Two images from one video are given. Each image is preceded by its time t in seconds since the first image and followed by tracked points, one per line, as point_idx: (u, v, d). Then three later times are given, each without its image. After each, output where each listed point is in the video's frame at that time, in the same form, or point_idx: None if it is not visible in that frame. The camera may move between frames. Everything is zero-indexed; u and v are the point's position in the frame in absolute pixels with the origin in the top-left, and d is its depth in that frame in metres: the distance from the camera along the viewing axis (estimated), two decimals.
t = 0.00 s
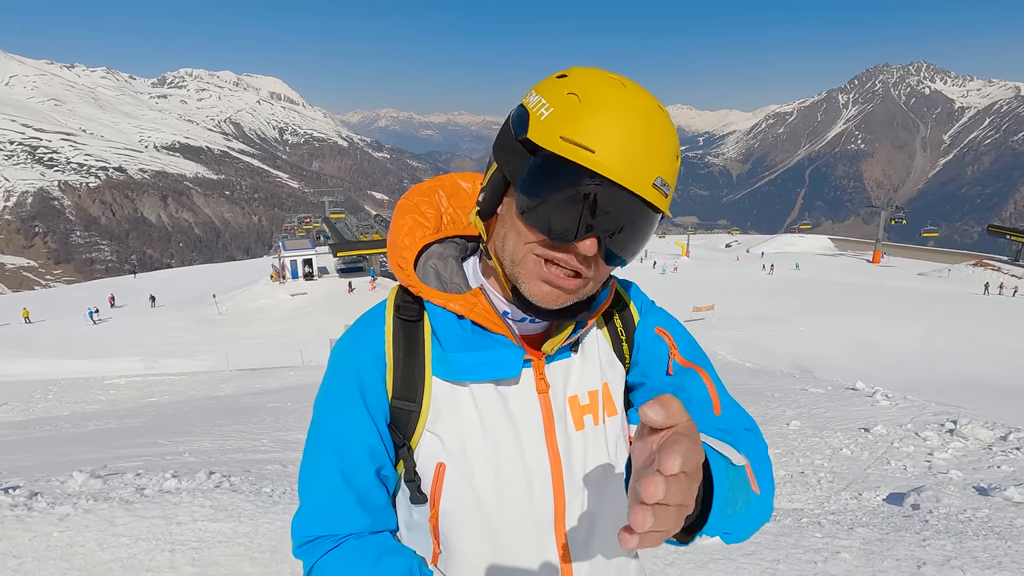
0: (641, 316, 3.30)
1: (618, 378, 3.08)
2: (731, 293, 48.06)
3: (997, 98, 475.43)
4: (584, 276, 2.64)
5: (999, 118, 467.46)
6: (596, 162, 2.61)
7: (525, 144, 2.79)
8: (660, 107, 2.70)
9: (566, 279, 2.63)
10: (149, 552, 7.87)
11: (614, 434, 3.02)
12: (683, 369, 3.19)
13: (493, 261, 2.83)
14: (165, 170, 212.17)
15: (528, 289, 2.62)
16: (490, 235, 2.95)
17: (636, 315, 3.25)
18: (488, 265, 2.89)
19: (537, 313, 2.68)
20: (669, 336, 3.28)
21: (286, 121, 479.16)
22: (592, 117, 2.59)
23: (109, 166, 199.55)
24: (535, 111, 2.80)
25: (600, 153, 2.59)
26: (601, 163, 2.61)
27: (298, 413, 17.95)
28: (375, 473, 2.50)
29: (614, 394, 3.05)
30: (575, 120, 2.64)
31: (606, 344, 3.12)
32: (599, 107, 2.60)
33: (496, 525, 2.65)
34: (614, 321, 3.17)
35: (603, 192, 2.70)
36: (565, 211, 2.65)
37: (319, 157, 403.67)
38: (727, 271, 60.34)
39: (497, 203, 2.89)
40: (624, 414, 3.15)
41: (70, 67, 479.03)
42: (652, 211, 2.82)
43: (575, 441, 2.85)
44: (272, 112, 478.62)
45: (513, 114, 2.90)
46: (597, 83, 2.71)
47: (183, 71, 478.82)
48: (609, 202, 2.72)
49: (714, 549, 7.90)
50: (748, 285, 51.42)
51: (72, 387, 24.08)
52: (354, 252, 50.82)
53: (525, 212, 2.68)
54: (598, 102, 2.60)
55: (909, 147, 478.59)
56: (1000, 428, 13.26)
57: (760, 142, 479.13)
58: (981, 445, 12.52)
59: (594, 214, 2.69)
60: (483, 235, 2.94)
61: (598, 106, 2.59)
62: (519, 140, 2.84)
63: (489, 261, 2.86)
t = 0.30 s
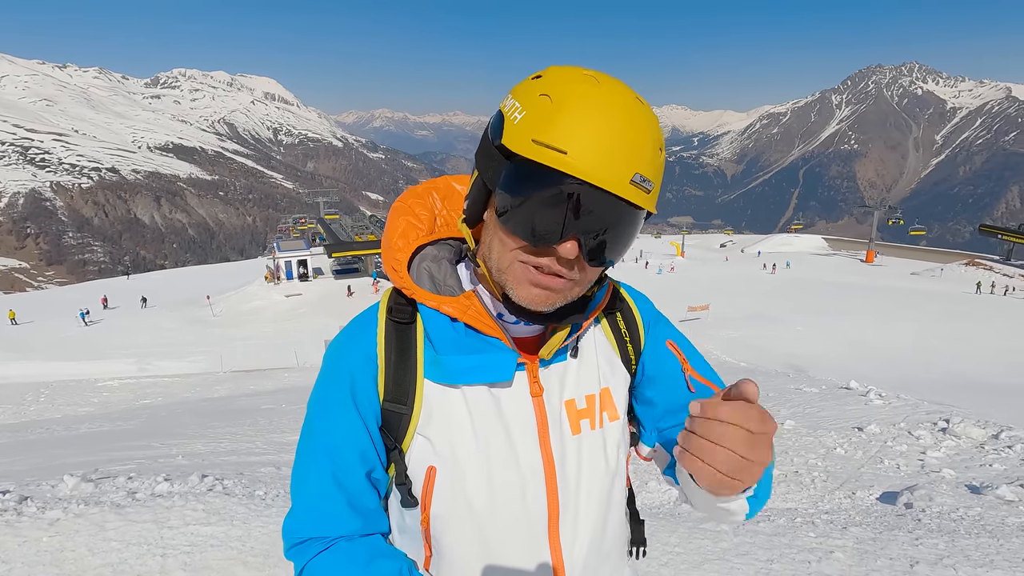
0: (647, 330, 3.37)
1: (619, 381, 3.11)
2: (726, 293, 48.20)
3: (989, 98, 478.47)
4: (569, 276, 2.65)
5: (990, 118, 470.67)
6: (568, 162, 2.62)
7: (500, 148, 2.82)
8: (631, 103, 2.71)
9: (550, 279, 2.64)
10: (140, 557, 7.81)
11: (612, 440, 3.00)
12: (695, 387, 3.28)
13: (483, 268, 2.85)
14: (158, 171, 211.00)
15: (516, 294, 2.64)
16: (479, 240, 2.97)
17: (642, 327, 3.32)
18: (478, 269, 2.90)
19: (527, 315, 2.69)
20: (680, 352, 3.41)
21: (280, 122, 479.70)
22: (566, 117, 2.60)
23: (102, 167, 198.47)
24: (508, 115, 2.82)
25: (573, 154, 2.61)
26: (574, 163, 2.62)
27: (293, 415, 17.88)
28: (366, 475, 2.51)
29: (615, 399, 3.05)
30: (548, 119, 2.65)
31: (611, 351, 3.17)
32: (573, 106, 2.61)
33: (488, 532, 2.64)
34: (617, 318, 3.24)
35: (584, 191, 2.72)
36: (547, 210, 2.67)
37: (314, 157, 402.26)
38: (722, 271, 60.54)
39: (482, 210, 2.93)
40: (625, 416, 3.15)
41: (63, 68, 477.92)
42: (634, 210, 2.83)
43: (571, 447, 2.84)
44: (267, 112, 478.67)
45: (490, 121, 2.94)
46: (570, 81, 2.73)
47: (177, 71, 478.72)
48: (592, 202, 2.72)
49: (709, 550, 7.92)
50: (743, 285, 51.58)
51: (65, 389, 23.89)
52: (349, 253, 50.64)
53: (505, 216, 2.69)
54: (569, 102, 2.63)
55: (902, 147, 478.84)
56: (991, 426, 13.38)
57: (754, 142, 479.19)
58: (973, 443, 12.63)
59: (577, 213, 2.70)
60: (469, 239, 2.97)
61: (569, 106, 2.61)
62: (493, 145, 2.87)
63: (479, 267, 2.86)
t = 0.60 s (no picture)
0: (655, 339, 3.43)
1: (631, 393, 3.13)
2: (721, 293, 48.36)
3: (980, 98, 478.52)
4: (576, 274, 2.65)
5: (981, 118, 474.13)
6: (561, 152, 2.63)
7: (497, 149, 2.83)
8: (623, 93, 2.73)
9: (555, 280, 2.64)
10: (135, 562, 7.75)
11: (619, 446, 3.00)
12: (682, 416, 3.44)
13: (488, 274, 2.84)
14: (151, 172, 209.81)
15: (521, 297, 2.62)
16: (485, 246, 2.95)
17: (651, 335, 3.39)
18: (484, 272, 2.88)
19: (537, 319, 2.67)
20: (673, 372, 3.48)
21: (275, 123, 480.01)
22: (562, 111, 2.61)
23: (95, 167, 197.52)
24: (503, 117, 2.83)
25: (569, 147, 2.61)
26: (569, 156, 2.63)
27: (288, 417, 17.81)
28: (373, 482, 2.50)
29: (627, 408, 3.06)
30: (541, 118, 2.66)
31: (620, 358, 3.21)
32: (568, 100, 2.63)
33: (493, 539, 2.63)
34: (628, 328, 3.33)
35: (586, 191, 2.74)
36: (549, 208, 2.67)
37: (308, 158, 401.23)
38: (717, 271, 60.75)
39: (484, 218, 2.95)
40: (636, 426, 3.17)
41: (55, 69, 479.22)
42: (635, 201, 2.85)
43: (579, 456, 2.84)
44: (261, 113, 478.87)
45: (488, 126, 2.95)
46: (562, 80, 2.73)
47: (171, 72, 478.95)
48: (592, 201, 2.74)
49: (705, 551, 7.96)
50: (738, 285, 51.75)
51: (57, 392, 23.69)
52: (344, 254, 50.48)
53: (506, 216, 2.68)
54: (562, 97, 2.64)
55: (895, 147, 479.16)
56: (984, 425, 13.50)
57: (748, 142, 479.17)
58: (967, 442, 12.72)
59: (579, 213, 2.71)
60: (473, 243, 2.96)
61: (564, 101, 2.62)
62: (490, 150, 2.89)
63: (484, 273, 2.85)
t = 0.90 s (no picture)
0: (651, 338, 3.44)
1: (629, 389, 3.14)
2: (717, 292, 48.49)
3: (974, 98, 478.86)
4: (577, 271, 2.66)
5: (975, 118, 476.90)
6: (567, 150, 2.64)
7: (501, 146, 2.83)
8: (627, 93, 2.73)
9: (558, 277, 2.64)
10: (130, 565, 7.71)
11: (617, 443, 3.01)
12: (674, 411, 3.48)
13: (489, 269, 2.84)
14: (146, 173, 209.06)
15: (524, 293, 2.61)
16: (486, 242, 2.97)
17: (648, 329, 3.41)
18: (485, 267, 2.88)
19: (537, 316, 2.67)
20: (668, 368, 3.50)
21: (270, 124, 480.73)
22: (567, 110, 2.62)
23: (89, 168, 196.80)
24: (506, 114, 2.83)
25: (574, 144, 2.62)
26: (575, 155, 2.64)
27: (285, 418, 17.76)
28: (371, 480, 2.49)
29: (624, 404, 3.07)
30: (547, 116, 2.67)
31: (619, 353, 3.23)
32: (574, 97, 2.62)
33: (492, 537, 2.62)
34: (626, 324, 3.36)
35: (588, 188, 2.75)
36: (552, 205, 2.67)
37: (304, 158, 400.26)
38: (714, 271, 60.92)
39: (486, 213, 2.96)
40: (635, 421, 3.20)
41: (49, 69, 479.04)
42: (636, 198, 2.85)
43: (577, 451, 2.84)
44: (256, 113, 478.93)
45: (490, 122, 2.94)
46: (567, 79, 2.73)
47: (166, 73, 478.87)
48: (594, 199, 2.75)
49: (702, 550, 7.96)
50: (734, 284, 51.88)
51: (52, 394, 23.54)
52: (340, 254, 50.30)
53: (509, 213, 2.69)
54: (566, 95, 2.64)
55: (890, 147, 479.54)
56: (979, 423, 13.57)
57: (744, 143, 479.08)
58: (961, 440, 12.78)
59: (581, 210, 2.72)
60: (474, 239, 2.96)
61: (568, 98, 2.62)
62: (494, 146, 2.88)
63: (484, 269, 2.84)
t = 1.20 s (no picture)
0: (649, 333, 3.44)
1: (625, 385, 3.14)
2: (714, 292, 48.62)
3: (968, 99, 478.76)
4: (574, 277, 2.66)
5: (969, 119, 477.99)
6: (567, 160, 2.63)
7: (501, 149, 2.81)
8: (629, 100, 2.71)
9: (558, 282, 2.65)
10: (126, 567, 7.67)
11: (614, 437, 3.01)
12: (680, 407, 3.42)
13: (487, 268, 2.85)
14: (141, 174, 208.22)
15: (521, 297, 2.63)
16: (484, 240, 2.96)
17: (644, 328, 3.40)
18: (483, 265, 2.88)
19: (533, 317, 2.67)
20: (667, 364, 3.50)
21: (266, 125, 479.76)
22: (568, 116, 2.60)
23: (84, 169, 195.85)
24: (508, 116, 2.82)
25: (574, 154, 2.61)
26: (576, 163, 2.62)
27: (282, 419, 17.70)
28: (369, 475, 2.47)
29: (619, 399, 3.06)
30: (549, 120, 2.64)
31: (616, 351, 3.22)
32: (573, 103, 2.62)
33: (491, 531, 2.63)
34: (621, 319, 3.34)
35: (587, 191, 2.72)
36: (551, 209, 2.67)
37: (300, 159, 399.24)
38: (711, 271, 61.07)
39: (485, 212, 2.95)
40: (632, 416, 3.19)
41: (43, 70, 479.42)
42: (636, 205, 2.84)
43: (575, 446, 2.84)
44: (252, 114, 478.97)
45: (492, 124, 2.93)
46: (569, 81, 2.72)
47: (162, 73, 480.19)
48: (594, 202, 2.74)
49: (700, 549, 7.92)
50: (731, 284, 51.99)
51: (47, 396, 23.39)
52: (337, 255, 50.13)
53: (508, 217, 2.69)
54: (568, 99, 2.64)
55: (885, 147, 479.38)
56: (974, 422, 13.62)
57: (740, 143, 479.26)
58: (957, 439, 12.83)
59: (581, 212, 2.71)
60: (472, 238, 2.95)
61: (570, 103, 2.62)
62: (494, 150, 2.87)
63: (483, 268, 2.85)
